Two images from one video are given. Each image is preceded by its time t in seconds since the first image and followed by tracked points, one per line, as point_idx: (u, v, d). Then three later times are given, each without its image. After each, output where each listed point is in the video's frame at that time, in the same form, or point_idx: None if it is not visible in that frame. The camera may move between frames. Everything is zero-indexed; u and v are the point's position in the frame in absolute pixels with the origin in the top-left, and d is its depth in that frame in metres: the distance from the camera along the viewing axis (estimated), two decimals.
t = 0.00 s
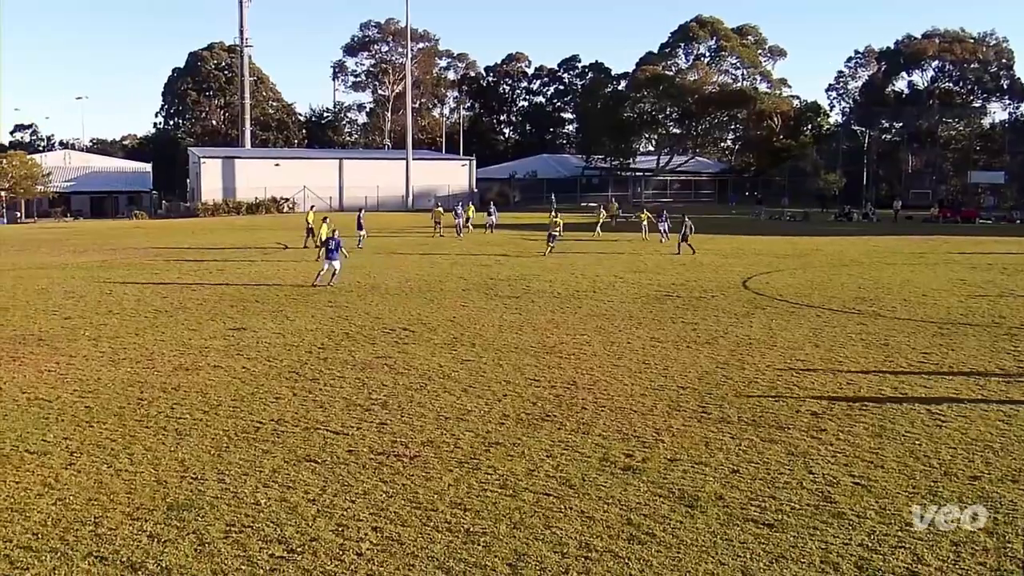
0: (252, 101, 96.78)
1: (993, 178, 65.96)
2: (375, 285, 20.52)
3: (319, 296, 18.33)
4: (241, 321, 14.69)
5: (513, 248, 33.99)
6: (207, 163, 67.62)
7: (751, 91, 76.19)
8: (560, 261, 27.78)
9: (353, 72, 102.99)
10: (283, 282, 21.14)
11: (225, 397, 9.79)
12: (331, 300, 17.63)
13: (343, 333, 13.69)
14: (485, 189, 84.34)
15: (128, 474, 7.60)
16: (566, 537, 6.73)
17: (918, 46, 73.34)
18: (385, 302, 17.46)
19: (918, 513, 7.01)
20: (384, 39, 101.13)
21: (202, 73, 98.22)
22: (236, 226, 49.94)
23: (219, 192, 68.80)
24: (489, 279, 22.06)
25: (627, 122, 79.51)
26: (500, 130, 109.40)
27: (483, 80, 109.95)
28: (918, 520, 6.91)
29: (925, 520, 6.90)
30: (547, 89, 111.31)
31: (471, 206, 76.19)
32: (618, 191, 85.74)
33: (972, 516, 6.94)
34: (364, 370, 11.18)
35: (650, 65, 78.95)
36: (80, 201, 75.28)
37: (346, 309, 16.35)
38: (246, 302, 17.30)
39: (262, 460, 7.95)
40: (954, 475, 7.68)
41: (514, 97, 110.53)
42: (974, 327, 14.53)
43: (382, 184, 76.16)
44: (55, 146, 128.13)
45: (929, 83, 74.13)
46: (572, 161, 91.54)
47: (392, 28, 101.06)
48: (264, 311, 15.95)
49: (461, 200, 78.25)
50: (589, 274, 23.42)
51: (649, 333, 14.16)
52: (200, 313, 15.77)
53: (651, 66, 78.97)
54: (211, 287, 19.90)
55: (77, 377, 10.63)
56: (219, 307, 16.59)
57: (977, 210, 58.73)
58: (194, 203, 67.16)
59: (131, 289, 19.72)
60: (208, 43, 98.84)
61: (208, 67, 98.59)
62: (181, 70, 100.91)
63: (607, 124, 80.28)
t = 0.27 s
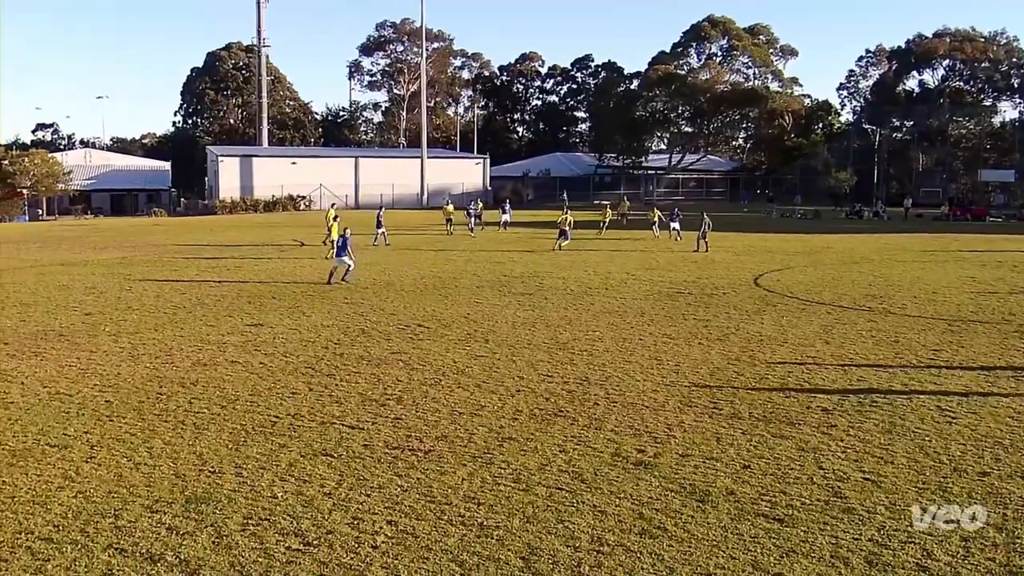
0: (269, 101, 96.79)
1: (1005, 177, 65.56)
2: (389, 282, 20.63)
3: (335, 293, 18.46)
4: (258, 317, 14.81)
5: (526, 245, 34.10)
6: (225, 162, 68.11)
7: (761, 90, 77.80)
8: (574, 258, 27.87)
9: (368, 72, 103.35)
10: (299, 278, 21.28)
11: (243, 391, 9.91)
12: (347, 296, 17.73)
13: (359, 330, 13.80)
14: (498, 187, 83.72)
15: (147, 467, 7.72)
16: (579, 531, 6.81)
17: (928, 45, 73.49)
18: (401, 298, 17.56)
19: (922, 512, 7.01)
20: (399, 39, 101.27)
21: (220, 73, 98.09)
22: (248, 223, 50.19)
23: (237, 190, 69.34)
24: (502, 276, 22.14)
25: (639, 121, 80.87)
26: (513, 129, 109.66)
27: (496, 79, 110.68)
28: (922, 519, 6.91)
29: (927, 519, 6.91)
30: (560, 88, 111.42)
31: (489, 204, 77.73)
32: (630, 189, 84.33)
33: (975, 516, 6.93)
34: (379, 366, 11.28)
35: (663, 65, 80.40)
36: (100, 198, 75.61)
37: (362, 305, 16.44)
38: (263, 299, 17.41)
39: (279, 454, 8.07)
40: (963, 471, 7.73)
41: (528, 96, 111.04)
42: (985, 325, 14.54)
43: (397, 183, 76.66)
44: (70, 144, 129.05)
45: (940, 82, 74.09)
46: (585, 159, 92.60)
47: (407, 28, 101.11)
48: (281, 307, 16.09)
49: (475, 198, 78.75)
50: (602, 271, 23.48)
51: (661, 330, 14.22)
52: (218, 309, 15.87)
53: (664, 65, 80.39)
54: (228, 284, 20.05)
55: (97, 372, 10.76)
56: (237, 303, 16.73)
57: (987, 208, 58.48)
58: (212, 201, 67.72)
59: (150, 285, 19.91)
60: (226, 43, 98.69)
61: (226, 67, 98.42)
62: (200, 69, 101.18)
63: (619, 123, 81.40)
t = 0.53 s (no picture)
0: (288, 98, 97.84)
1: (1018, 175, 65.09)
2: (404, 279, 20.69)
3: (352, 290, 18.57)
4: (276, 314, 14.94)
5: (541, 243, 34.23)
6: (244, 160, 68.76)
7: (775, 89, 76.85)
8: (589, 256, 27.92)
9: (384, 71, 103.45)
10: (316, 276, 21.36)
11: (260, 387, 10.02)
12: (363, 293, 17.85)
13: (375, 326, 13.89)
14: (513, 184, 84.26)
15: (166, 462, 7.83)
16: (593, 526, 6.88)
17: (942, 44, 73.53)
18: (416, 296, 17.65)
19: (923, 514, 6.99)
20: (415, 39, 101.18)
21: (239, 71, 99.82)
22: (262, 221, 50.46)
23: (255, 188, 69.85)
24: (518, 273, 22.21)
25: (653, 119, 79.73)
26: (528, 127, 109.79)
27: (511, 79, 110.98)
28: (922, 520, 6.90)
29: (927, 520, 6.90)
30: (574, 87, 111.69)
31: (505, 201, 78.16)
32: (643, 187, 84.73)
33: (974, 517, 6.92)
34: (394, 362, 11.36)
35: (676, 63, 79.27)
36: (121, 197, 76.49)
37: (379, 303, 16.56)
38: (281, 295, 17.54)
39: (297, 448, 8.16)
40: (975, 468, 7.77)
41: (543, 96, 111.90)
42: (997, 323, 14.52)
43: (413, 180, 76.96)
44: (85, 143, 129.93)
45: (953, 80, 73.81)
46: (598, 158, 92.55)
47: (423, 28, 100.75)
48: (299, 304, 16.19)
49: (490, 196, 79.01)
50: (616, 268, 23.55)
51: (674, 326, 14.27)
52: (236, 306, 16.01)
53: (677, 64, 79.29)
54: (246, 281, 20.16)
55: (118, 367, 10.90)
56: (255, 300, 16.84)
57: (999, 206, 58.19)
58: (230, 198, 68.25)
59: (170, 282, 20.05)
60: (245, 43, 100.14)
61: (245, 66, 100.22)
62: (218, 70, 102.59)
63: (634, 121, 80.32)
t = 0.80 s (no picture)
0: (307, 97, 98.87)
1: None
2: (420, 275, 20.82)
3: (369, 285, 18.72)
4: (295, 308, 15.14)
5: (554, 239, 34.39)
6: (264, 157, 70.05)
7: (787, 88, 76.35)
8: (603, 252, 28.04)
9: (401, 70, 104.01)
10: (333, 271, 21.51)
11: (280, 380, 10.20)
12: (381, 288, 18.04)
13: (392, 321, 14.04)
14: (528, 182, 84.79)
15: (187, 453, 8.00)
16: (605, 517, 7.01)
17: (950, 43, 73.39)
18: (433, 291, 17.82)
19: (922, 513, 6.99)
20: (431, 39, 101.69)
21: (258, 70, 100.43)
22: (275, 217, 50.81)
23: (275, 185, 71.03)
24: (532, 269, 22.34)
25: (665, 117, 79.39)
26: (542, 126, 110.01)
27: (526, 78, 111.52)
28: (921, 519, 6.90)
29: (927, 520, 6.89)
30: (588, 86, 111.91)
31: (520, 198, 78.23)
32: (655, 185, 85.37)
33: (973, 516, 6.93)
34: (410, 356, 11.51)
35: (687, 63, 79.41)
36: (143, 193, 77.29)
37: (396, 297, 16.73)
38: (300, 290, 17.75)
39: (316, 440, 8.32)
40: (983, 462, 7.86)
41: (557, 94, 112.48)
42: (1005, 319, 14.58)
43: (430, 178, 77.39)
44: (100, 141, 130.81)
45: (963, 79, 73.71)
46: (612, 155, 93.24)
47: (439, 28, 101.25)
48: (317, 299, 16.35)
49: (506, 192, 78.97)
50: (628, 264, 23.64)
51: (687, 322, 14.38)
52: (255, 300, 16.21)
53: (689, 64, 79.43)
54: (263, 276, 20.33)
55: (141, 360, 11.09)
56: (275, 294, 17.02)
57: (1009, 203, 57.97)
58: (250, 195, 69.26)
59: (191, 277, 20.25)
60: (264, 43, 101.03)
61: (264, 65, 100.82)
62: (238, 69, 103.16)
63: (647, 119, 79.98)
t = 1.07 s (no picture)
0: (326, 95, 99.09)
1: None
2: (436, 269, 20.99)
3: (385, 279, 18.94)
4: (314, 302, 15.37)
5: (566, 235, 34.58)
6: (283, 154, 70.69)
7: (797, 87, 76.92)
8: (615, 247, 28.19)
9: (417, 69, 105.89)
10: (349, 266, 21.73)
11: (299, 372, 10.41)
12: (397, 282, 18.25)
13: (407, 314, 14.22)
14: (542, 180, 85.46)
15: (209, 443, 8.19)
16: (616, 508, 7.15)
17: (958, 42, 72.17)
18: (448, 285, 18.01)
19: (921, 513, 6.99)
20: (447, 38, 103.24)
21: (278, 70, 100.79)
22: (288, 213, 51.21)
23: (294, 181, 71.78)
24: (545, 264, 22.47)
25: (677, 115, 80.55)
26: (556, 124, 110.36)
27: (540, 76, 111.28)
28: (918, 520, 6.89)
29: (925, 521, 6.87)
30: (601, 84, 111.97)
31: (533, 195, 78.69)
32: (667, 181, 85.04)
33: (973, 515, 6.93)
34: (426, 348, 11.68)
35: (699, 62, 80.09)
36: (166, 190, 78.08)
37: (412, 292, 16.92)
38: (319, 284, 17.99)
39: (333, 431, 8.50)
40: (990, 454, 7.97)
41: (569, 92, 111.81)
42: (1011, 314, 14.63)
43: (445, 175, 78.03)
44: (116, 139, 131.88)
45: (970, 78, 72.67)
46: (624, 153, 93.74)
47: (455, 27, 102.88)
48: (336, 293, 16.58)
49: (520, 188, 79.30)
50: (639, 260, 23.75)
51: (697, 316, 14.51)
52: (274, 294, 16.45)
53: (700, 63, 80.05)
54: (281, 271, 20.58)
55: (164, 352, 11.34)
56: (294, 288, 17.27)
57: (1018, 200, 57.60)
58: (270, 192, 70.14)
59: (212, 271, 20.56)
60: (283, 43, 101.97)
61: (284, 65, 101.26)
62: (258, 67, 103.15)
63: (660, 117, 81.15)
